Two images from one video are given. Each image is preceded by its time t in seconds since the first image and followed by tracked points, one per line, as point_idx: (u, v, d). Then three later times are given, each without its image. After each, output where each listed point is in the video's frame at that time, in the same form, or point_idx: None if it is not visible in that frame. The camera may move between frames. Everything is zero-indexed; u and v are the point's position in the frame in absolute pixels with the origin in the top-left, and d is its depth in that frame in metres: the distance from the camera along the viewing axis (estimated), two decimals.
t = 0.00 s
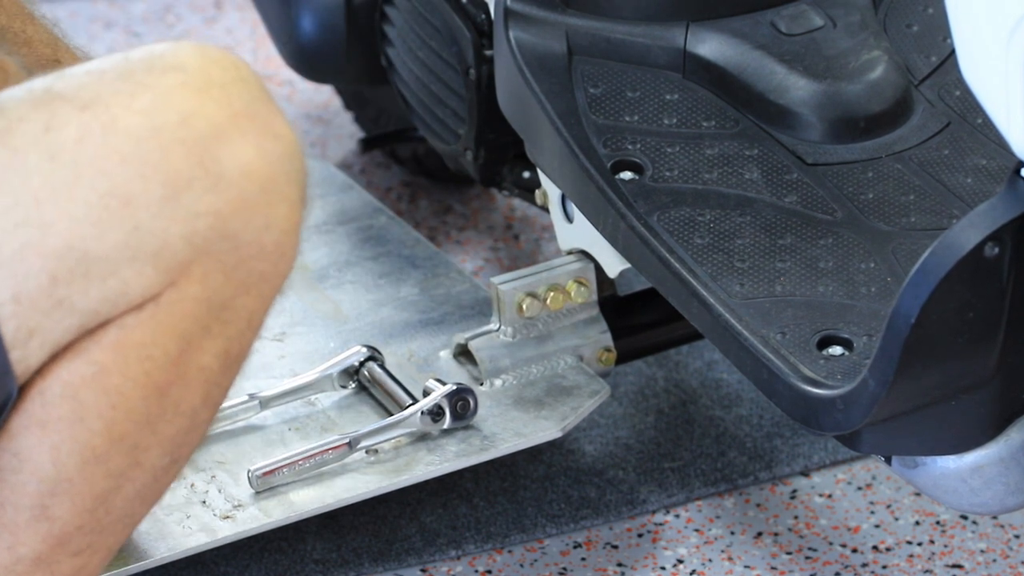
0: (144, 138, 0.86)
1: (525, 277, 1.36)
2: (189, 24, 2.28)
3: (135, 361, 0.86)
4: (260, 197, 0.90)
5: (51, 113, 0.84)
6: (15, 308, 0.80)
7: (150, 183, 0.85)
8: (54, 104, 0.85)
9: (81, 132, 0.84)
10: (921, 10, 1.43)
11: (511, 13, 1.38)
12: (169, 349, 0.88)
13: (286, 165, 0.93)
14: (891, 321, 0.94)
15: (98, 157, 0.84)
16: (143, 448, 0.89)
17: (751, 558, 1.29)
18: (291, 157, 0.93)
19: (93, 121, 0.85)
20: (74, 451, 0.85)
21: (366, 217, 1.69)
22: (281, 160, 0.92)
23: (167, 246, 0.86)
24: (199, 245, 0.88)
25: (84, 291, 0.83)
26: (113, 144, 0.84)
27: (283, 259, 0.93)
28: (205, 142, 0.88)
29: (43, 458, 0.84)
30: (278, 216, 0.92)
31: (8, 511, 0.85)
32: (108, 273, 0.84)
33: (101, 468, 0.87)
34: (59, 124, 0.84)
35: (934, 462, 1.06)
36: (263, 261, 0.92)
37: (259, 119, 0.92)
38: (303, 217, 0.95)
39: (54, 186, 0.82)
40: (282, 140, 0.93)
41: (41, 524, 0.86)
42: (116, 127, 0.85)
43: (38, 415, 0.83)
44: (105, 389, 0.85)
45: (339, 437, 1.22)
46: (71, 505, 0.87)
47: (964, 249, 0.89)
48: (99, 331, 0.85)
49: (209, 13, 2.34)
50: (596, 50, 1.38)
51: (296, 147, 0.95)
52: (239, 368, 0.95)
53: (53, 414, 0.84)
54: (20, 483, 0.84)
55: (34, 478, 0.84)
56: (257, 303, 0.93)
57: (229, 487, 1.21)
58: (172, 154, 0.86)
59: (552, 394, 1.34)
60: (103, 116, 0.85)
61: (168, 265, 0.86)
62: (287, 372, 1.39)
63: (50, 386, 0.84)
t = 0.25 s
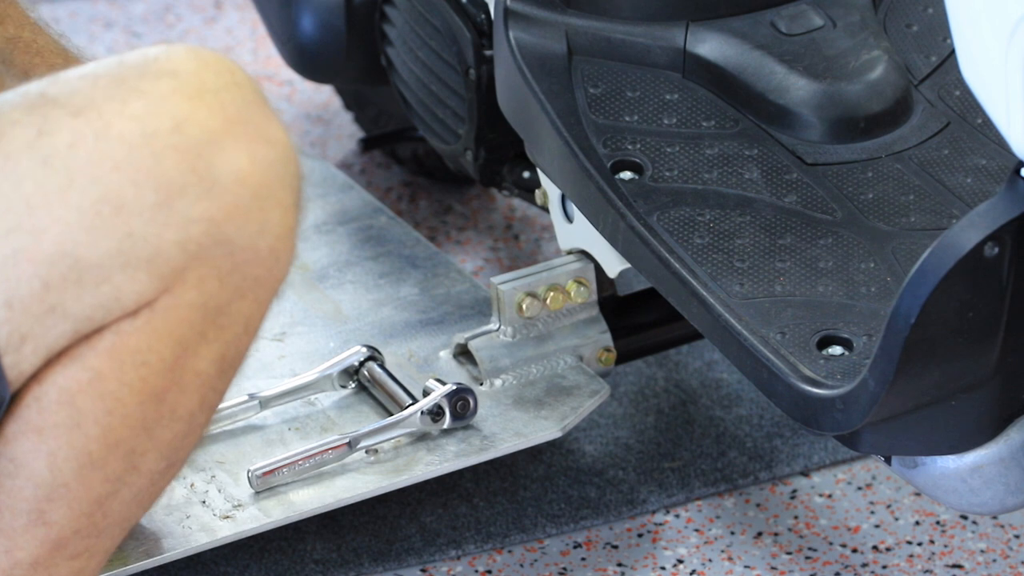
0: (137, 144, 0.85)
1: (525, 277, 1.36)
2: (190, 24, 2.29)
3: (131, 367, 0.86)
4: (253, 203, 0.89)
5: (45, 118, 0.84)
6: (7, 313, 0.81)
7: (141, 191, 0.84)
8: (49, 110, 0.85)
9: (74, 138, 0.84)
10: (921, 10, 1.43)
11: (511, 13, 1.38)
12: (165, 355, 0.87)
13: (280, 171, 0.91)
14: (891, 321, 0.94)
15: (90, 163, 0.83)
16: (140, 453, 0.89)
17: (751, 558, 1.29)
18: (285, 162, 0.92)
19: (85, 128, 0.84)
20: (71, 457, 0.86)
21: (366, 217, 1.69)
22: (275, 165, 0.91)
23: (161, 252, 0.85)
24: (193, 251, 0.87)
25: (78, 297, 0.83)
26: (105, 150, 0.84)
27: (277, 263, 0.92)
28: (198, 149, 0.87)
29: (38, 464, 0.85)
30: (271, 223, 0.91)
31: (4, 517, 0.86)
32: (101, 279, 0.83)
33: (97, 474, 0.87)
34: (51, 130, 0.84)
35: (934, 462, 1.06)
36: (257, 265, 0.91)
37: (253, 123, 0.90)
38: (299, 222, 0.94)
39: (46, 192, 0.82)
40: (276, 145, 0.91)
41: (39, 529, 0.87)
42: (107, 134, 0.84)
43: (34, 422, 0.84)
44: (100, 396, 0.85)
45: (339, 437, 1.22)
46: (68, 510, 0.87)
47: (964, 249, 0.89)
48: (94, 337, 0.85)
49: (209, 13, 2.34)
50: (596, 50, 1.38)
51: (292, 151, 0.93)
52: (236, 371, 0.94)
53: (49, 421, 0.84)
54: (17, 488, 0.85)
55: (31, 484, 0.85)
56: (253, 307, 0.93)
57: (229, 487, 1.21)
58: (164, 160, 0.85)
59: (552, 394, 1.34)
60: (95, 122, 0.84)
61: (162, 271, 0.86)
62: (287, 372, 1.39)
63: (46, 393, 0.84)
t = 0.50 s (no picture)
0: (130, 143, 0.85)
1: (525, 277, 1.36)
2: (189, 24, 2.29)
3: (124, 367, 0.85)
4: (247, 203, 0.90)
5: (38, 118, 0.85)
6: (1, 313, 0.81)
7: (136, 191, 0.85)
8: (42, 109, 0.86)
9: (67, 137, 0.84)
10: (921, 10, 1.43)
11: (511, 13, 1.38)
12: (158, 355, 0.87)
13: (273, 171, 0.93)
14: (891, 321, 0.94)
15: (84, 163, 0.84)
16: (134, 452, 0.88)
17: (751, 558, 1.29)
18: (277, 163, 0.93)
19: (79, 128, 0.85)
20: (65, 457, 0.85)
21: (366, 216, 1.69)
22: (268, 165, 0.92)
23: (154, 252, 0.86)
24: (186, 252, 0.87)
25: (71, 296, 0.83)
26: (99, 150, 0.84)
27: (270, 264, 0.93)
28: (191, 148, 0.88)
29: (33, 463, 0.84)
30: (265, 223, 0.92)
31: None
32: (94, 279, 0.84)
33: (90, 475, 0.86)
34: (45, 129, 0.84)
35: (934, 462, 1.06)
36: (250, 265, 0.91)
37: (245, 123, 0.92)
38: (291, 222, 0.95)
39: (39, 191, 0.82)
40: (269, 144, 0.93)
41: (33, 529, 0.85)
42: (101, 134, 0.85)
43: (27, 421, 0.83)
44: (93, 396, 0.85)
45: (339, 437, 1.22)
46: (62, 510, 0.86)
47: (964, 249, 0.89)
48: (86, 337, 0.85)
49: (209, 13, 2.34)
50: (596, 50, 1.38)
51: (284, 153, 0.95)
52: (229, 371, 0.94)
53: (42, 421, 0.83)
54: (11, 487, 0.84)
55: (25, 483, 0.84)
56: (247, 306, 0.93)
57: (229, 487, 1.21)
58: (158, 160, 0.86)
59: (552, 394, 1.33)
60: (89, 122, 0.85)
61: (155, 271, 0.86)
62: (287, 372, 1.39)
63: (39, 393, 0.83)
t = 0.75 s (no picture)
0: (105, 139, 0.87)
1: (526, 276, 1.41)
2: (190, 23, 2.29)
3: (99, 367, 0.88)
4: (225, 199, 0.91)
5: (16, 112, 0.87)
6: None
7: (111, 185, 0.86)
8: (23, 103, 0.87)
9: (44, 131, 0.86)
10: (921, 10, 1.43)
11: (511, 13, 1.38)
12: (135, 356, 0.89)
13: (254, 168, 0.92)
14: (891, 321, 0.94)
15: (59, 158, 0.86)
16: (113, 453, 0.91)
17: (751, 558, 1.29)
18: (260, 159, 0.93)
19: (56, 121, 0.86)
20: (44, 458, 0.87)
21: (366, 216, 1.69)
22: (248, 162, 0.92)
23: (130, 249, 0.87)
24: (163, 248, 0.89)
25: (46, 293, 0.86)
26: (75, 145, 0.86)
27: (248, 264, 0.94)
28: (168, 144, 0.88)
29: (13, 464, 0.87)
30: (244, 221, 0.92)
31: None
32: (70, 275, 0.86)
33: (71, 475, 0.89)
34: (23, 122, 0.86)
35: (934, 462, 1.06)
36: (229, 265, 0.93)
37: (225, 119, 0.91)
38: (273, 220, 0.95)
39: (16, 184, 0.84)
40: (251, 141, 0.92)
41: (17, 532, 0.89)
42: (77, 128, 0.86)
43: (8, 423, 0.86)
44: (69, 396, 0.87)
45: (339, 437, 1.22)
46: (46, 513, 0.89)
47: (964, 249, 0.89)
48: (62, 335, 0.88)
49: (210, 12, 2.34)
50: (596, 50, 1.38)
51: (269, 150, 0.94)
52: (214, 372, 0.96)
53: (21, 422, 0.86)
54: None
55: (8, 484, 0.87)
56: (228, 305, 0.94)
57: (229, 487, 1.21)
58: (133, 156, 0.87)
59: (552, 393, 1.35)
60: (66, 116, 0.87)
61: (131, 268, 0.88)
62: (287, 372, 1.39)
63: (17, 395, 0.86)
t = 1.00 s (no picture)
0: (111, 146, 0.88)
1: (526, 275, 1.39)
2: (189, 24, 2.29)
3: (106, 373, 0.88)
4: (231, 205, 0.91)
5: (25, 120, 0.89)
6: None
7: (117, 192, 0.88)
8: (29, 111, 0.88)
9: (51, 138, 0.88)
10: (921, 10, 1.43)
11: (511, 13, 1.38)
12: (142, 361, 0.89)
13: (262, 175, 0.93)
14: (891, 321, 0.94)
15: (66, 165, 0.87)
16: (120, 458, 0.91)
17: (751, 558, 1.29)
18: (267, 167, 0.94)
19: (64, 128, 0.89)
20: (50, 464, 0.88)
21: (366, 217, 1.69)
22: (254, 169, 0.93)
23: (135, 255, 0.88)
24: (168, 255, 0.89)
25: (50, 299, 0.86)
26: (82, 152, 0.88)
27: (256, 270, 0.94)
28: (174, 150, 0.90)
29: (18, 469, 0.87)
30: (251, 228, 0.93)
31: None
32: (75, 281, 0.87)
33: (77, 480, 0.89)
34: (29, 129, 0.88)
35: (934, 461, 1.06)
36: (236, 271, 0.93)
37: (233, 126, 0.93)
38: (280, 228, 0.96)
39: (23, 189, 0.86)
40: (257, 148, 0.93)
41: (23, 535, 0.89)
42: (84, 136, 0.88)
43: (13, 429, 0.87)
44: (76, 402, 0.87)
45: (339, 437, 1.22)
46: (52, 517, 0.89)
47: (963, 249, 0.89)
48: (67, 341, 0.88)
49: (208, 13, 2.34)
50: (596, 50, 1.38)
51: (276, 157, 0.96)
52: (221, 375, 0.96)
53: (26, 428, 0.87)
54: None
55: (12, 488, 0.87)
56: (233, 311, 0.95)
57: (229, 486, 1.21)
58: (139, 162, 0.89)
59: (553, 393, 1.33)
60: (74, 123, 0.89)
61: (136, 274, 0.88)
62: (287, 372, 1.39)
63: (22, 401, 0.87)
